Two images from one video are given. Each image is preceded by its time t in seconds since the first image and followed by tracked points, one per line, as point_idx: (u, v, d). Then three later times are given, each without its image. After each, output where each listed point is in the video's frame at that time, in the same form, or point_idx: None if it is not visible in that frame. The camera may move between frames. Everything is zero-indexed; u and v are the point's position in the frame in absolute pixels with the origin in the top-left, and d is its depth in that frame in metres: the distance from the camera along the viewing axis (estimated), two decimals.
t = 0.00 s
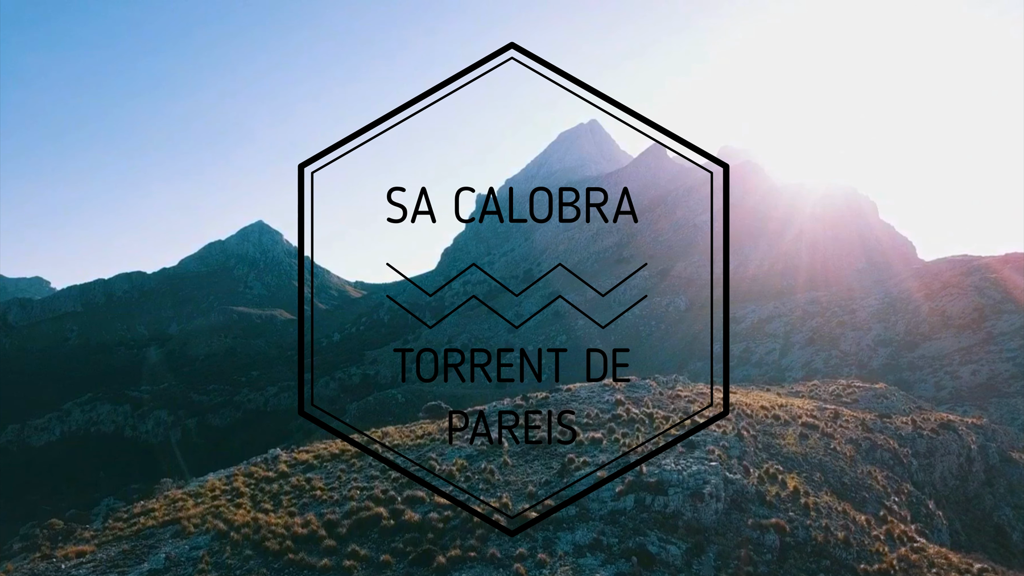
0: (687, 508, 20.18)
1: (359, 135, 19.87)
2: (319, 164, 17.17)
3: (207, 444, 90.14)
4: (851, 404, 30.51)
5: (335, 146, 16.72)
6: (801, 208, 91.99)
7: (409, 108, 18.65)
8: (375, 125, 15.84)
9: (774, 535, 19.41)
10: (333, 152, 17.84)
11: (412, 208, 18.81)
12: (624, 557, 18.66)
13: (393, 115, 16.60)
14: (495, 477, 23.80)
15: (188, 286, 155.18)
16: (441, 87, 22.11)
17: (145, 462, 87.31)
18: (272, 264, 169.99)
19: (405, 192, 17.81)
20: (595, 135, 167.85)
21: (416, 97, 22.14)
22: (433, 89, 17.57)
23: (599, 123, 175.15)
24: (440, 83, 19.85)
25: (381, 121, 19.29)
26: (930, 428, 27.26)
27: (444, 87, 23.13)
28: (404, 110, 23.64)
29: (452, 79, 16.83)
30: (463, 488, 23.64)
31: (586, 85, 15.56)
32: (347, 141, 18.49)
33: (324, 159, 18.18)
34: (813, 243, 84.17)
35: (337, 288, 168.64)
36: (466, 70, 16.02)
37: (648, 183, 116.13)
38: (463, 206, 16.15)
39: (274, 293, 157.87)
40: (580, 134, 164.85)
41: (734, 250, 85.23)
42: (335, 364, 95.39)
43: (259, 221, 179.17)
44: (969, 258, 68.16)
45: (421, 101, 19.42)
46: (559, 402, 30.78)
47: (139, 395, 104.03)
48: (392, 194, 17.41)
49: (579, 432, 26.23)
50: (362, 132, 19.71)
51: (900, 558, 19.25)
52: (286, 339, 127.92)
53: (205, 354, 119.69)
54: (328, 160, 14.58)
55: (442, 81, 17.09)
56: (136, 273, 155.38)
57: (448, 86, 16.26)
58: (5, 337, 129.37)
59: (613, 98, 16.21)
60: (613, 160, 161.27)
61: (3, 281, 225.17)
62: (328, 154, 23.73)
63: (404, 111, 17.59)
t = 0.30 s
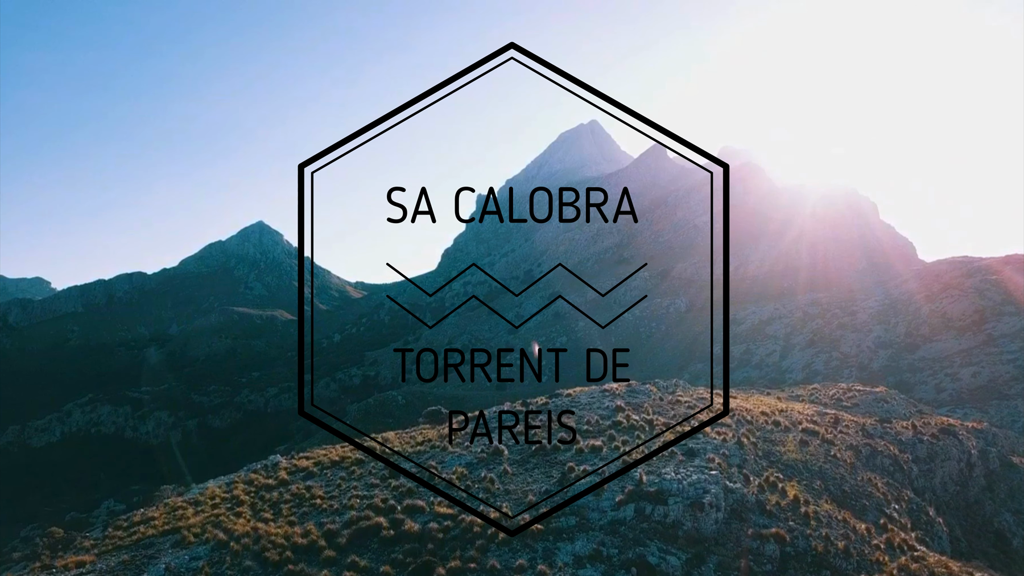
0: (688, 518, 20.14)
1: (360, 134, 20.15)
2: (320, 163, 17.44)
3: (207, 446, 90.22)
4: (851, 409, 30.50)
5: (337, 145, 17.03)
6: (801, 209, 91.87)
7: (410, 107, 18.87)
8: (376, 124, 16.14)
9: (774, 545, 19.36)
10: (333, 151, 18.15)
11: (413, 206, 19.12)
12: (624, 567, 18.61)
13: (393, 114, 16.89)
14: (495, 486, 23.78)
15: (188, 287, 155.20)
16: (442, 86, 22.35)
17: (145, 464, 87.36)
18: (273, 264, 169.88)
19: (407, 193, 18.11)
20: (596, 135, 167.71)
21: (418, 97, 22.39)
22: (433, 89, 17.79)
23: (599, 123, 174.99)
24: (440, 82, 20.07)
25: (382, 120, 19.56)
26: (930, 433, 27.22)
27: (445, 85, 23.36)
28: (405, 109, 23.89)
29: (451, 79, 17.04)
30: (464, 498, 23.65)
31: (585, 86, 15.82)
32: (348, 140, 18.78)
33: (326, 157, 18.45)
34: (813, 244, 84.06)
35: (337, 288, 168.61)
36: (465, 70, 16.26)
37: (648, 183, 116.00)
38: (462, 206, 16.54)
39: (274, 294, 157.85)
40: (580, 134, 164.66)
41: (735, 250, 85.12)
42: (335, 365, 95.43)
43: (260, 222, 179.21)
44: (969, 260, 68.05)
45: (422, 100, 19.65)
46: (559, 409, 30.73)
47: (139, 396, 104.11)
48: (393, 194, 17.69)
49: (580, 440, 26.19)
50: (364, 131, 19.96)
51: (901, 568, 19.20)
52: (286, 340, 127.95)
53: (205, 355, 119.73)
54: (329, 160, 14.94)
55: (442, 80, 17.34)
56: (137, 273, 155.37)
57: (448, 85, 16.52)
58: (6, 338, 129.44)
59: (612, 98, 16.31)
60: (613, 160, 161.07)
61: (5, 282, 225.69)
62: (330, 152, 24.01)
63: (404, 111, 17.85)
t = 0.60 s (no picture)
0: (685, 529, 20.13)
1: (360, 135, 20.34)
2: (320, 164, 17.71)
3: (206, 447, 90.12)
4: (848, 413, 30.50)
5: (336, 145, 17.25)
6: (799, 209, 91.86)
7: (410, 107, 19.01)
8: (376, 125, 16.37)
9: (771, 555, 19.33)
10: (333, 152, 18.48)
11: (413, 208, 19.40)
12: None
13: (393, 114, 16.99)
14: (492, 496, 23.73)
15: (186, 287, 154.83)
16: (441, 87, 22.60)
17: (143, 465, 87.34)
18: (271, 264, 169.48)
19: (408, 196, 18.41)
20: (595, 135, 167.50)
21: (418, 98, 22.54)
22: (433, 89, 18.07)
23: (597, 123, 174.80)
24: (439, 83, 20.32)
25: (381, 119, 19.77)
26: (927, 438, 27.21)
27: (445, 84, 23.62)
28: (405, 109, 24.18)
29: (451, 79, 17.33)
30: (461, 508, 23.59)
31: (584, 86, 15.93)
32: (348, 140, 19.04)
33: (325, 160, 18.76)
34: (810, 245, 84.10)
35: (336, 288, 168.51)
36: (465, 71, 16.23)
37: (646, 183, 115.93)
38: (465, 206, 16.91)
39: (273, 294, 157.56)
40: (578, 134, 164.40)
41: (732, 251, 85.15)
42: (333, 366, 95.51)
43: (258, 222, 178.83)
44: (967, 262, 68.14)
45: (420, 100, 19.89)
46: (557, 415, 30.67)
47: (137, 396, 103.96)
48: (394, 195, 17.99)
49: (577, 448, 26.12)
50: (364, 131, 20.25)
51: None
52: (285, 341, 127.80)
53: (203, 355, 119.58)
54: (329, 161, 15.21)
55: (442, 81, 17.59)
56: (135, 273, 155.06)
57: (447, 86, 16.76)
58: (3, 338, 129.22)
59: (611, 98, 16.49)
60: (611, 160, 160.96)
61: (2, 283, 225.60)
62: (331, 152, 24.25)
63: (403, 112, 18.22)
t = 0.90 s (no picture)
0: (681, 538, 20.08)
1: (359, 134, 20.25)
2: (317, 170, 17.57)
3: (200, 449, 89.80)
4: (843, 417, 30.58)
5: (335, 145, 16.99)
6: (794, 210, 91.97)
7: (409, 105, 18.85)
8: (376, 124, 16.19)
9: (766, 565, 19.30)
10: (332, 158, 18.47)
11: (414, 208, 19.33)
12: None
13: (394, 113, 16.80)
14: (488, 506, 23.68)
15: (181, 287, 154.12)
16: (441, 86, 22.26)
17: (137, 467, 87.07)
18: (266, 264, 168.78)
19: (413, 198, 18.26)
20: (590, 135, 167.14)
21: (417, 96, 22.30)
22: (436, 89, 17.90)
23: (593, 124, 174.70)
24: (439, 85, 20.21)
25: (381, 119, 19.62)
26: (921, 442, 27.31)
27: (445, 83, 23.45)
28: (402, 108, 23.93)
29: (456, 77, 17.25)
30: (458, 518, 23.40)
31: (584, 84, 15.89)
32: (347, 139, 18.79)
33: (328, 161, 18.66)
34: (805, 246, 84.30)
35: (331, 289, 168.10)
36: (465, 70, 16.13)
37: (642, 184, 115.98)
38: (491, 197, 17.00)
39: (267, 294, 156.90)
40: (574, 134, 164.22)
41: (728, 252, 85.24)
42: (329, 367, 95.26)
43: (253, 222, 178.03)
44: (961, 263, 68.36)
45: (421, 99, 19.72)
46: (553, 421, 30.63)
47: (131, 398, 103.51)
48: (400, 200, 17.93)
49: (573, 456, 26.10)
50: (362, 133, 20.14)
51: None
52: (280, 341, 127.49)
53: (198, 356, 119.12)
54: (328, 161, 15.04)
55: (442, 80, 17.46)
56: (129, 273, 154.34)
57: (449, 85, 16.63)
58: None
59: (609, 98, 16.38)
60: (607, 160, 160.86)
61: None
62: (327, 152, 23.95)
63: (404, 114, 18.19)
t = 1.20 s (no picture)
0: (675, 547, 19.99)
1: (353, 141, 27.83)
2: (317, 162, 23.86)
3: (194, 450, 89.47)
4: (836, 421, 30.68)
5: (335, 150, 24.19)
6: (788, 210, 92.17)
7: (388, 120, 26.44)
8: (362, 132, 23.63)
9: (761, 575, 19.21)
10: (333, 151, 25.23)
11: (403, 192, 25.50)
12: None
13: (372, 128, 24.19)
14: (482, 514, 23.67)
15: (174, 287, 153.30)
16: (445, 83, 26.11)
17: (130, 469, 86.72)
18: (259, 265, 168.03)
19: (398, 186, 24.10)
20: (585, 136, 167.10)
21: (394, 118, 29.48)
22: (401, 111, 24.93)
23: (587, 125, 174.92)
24: (409, 104, 27.23)
25: (368, 133, 27.30)
26: (914, 446, 27.40)
27: (422, 97, 29.31)
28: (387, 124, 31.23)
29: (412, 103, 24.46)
30: (452, 527, 23.27)
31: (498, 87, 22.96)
32: (346, 148, 26.09)
33: (336, 146, 24.41)
34: (799, 246, 84.56)
35: (326, 290, 167.78)
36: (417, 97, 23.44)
37: (636, 185, 116.08)
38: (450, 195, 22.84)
39: (261, 294, 156.30)
40: (568, 134, 164.31)
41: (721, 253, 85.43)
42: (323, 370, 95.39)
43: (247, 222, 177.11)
44: (954, 265, 68.62)
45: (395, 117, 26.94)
46: (546, 426, 30.81)
47: (124, 399, 103.09)
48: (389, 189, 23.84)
49: (567, 462, 26.12)
50: (360, 135, 26.69)
51: None
52: (274, 342, 127.16)
53: (191, 357, 118.63)
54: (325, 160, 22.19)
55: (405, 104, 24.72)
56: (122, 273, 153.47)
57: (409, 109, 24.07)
58: None
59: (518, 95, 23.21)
60: (602, 160, 160.95)
61: None
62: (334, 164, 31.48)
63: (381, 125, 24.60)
